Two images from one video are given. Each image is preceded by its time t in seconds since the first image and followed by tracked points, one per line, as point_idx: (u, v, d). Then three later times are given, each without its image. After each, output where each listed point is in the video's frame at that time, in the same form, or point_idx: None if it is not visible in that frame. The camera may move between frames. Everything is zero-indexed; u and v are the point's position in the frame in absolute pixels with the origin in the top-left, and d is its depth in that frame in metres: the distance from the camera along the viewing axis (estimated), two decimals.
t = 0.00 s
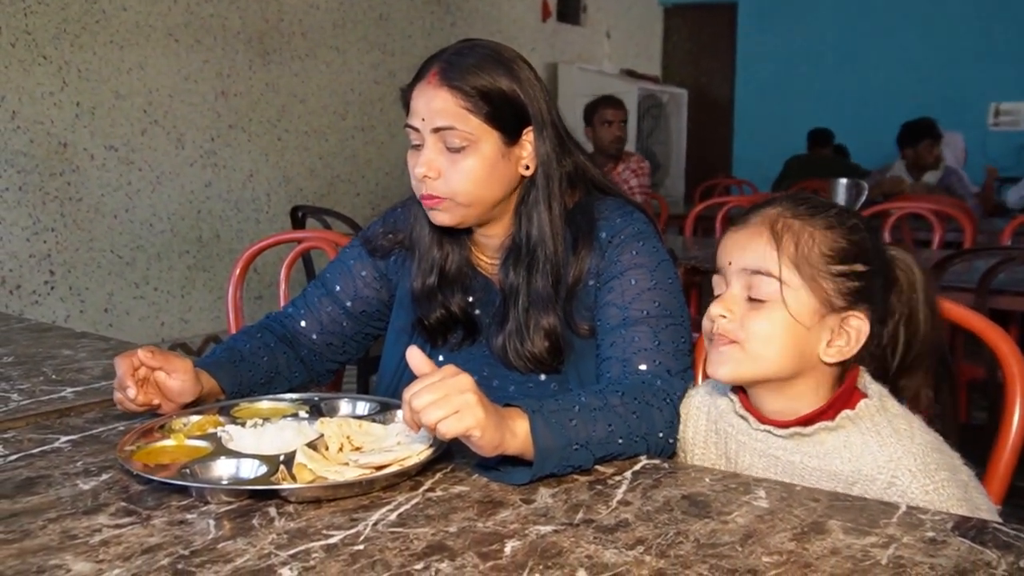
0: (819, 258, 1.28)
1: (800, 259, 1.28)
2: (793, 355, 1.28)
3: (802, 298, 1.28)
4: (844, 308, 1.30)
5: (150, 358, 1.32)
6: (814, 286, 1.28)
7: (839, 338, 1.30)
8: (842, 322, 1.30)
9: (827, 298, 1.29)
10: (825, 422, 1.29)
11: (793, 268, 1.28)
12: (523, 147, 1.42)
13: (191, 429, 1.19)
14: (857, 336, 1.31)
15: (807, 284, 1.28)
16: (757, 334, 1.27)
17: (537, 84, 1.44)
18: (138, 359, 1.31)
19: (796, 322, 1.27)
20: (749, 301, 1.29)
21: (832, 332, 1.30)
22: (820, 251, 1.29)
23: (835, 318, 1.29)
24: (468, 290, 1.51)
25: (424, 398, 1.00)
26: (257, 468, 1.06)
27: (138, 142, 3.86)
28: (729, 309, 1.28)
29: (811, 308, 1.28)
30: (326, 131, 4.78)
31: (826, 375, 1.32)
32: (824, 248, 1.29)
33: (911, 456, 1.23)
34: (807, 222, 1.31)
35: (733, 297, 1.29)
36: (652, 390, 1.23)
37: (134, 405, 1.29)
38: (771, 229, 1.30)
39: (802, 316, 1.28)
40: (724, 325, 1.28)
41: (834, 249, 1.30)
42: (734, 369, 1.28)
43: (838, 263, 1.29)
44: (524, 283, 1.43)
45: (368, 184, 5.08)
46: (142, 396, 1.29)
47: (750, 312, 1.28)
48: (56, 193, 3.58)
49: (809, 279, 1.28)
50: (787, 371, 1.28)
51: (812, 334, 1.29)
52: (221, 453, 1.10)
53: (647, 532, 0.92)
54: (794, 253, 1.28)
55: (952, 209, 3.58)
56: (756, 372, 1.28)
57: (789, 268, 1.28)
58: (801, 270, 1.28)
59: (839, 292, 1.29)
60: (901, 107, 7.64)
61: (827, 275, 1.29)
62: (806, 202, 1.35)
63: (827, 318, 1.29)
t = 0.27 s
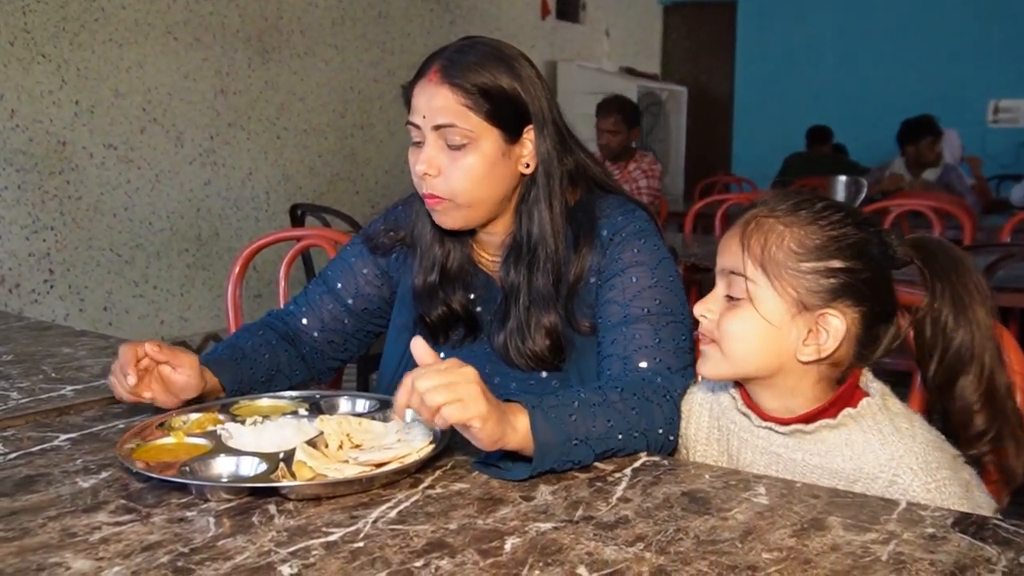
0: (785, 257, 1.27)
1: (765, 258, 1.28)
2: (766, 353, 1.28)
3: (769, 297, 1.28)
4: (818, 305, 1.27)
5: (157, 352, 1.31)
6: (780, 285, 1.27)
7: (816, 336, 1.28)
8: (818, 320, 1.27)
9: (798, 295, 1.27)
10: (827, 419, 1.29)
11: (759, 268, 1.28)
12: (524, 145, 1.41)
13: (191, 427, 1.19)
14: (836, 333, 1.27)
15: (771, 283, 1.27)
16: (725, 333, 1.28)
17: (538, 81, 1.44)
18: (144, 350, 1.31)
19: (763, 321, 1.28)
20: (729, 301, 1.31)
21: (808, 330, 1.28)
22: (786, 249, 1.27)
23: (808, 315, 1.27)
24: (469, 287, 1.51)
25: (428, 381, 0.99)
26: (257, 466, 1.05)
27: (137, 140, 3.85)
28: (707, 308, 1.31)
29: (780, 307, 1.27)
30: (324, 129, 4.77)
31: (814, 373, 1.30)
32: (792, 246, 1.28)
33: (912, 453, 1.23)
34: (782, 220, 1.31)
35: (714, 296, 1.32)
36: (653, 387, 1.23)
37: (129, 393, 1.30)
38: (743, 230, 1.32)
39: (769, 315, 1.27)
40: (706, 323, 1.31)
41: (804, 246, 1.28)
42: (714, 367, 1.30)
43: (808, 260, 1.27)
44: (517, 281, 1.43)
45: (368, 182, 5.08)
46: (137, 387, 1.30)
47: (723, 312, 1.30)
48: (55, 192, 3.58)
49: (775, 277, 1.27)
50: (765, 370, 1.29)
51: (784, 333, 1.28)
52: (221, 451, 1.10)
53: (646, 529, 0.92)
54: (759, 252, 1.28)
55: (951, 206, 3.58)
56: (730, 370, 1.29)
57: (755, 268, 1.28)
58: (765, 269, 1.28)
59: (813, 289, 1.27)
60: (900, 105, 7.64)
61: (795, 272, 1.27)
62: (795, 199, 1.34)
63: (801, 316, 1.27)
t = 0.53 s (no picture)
0: (779, 255, 1.26)
1: (759, 257, 1.27)
2: (762, 353, 1.26)
3: (764, 297, 1.26)
4: (813, 304, 1.26)
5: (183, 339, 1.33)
6: (775, 283, 1.26)
7: (810, 336, 1.27)
8: (812, 320, 1.27)
9: (792, 294, 1.26)
10: (823, 418, 1.28)
11: (753, 266, 1.27)
12: (522, 144, 1.41)
13: (189, 424, 1.19)
14: (829, 333, 1.26)
15: (766, 281, 1.26)
16: (720, 332, 1.27)
17: (537, 79, 1.44)
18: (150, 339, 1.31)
19: (758, 320, 1.26)
20: (722, 299, 1.30)
21: (802, 329, 1.27)
22: (781, 247, 1.26)
23: (802, 315, 1.26)
24: (467, 284, 1.51)
25: (393, 368, 0.96)
26: (255, 463, 1.05)
27: (135, 138, 3.85)
28: (700, 307, 1.30)
29: (774, 306, 1.26)
30: (322, 127, 4.77)
31: (807, 372, 1.29)
32: (786, 244, 1.27)
33: (908, 452, 1.24)
34: (776, 218, 1.30)
35: (707, 295, 1.31)
36: (650, 384, 1.23)
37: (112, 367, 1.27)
38: (736, 229, 1.31)
39: (763, 314, 1.26)
40: (700, 321, 1.29)
41: (798, 245, 1.26)
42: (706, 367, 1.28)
43: (803, 259, 1.26)
44: (514, 279, 1.44)
45: (366, 180, 5.08)
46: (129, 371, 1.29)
47: (717, 311, 1.28)
48: (52, 190, 3.57)
49: (770, 276, 1.26)
50: (760, 370, 1.28)
51: (779, 332, 1.27)
52: (219, 448, 1.10)
53: (644, 526, 0.92)
54: (753, 250, 1.28)
55: (949, 204, 3.58)
56: (724, 369, 1.27)
57: (749, 267, 1.27)
58: (759, 268, 1.27)
59: (807, 287, 1.26)
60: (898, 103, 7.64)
61: (789, 271, 1.26)
62: (790, 196, 1.33)
63: (795, 316, 1.26)
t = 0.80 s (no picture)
0: (774, 257, 1.26)
1: (754, 259, 1.27)
2: (756, 355, 1.27)
3: (758, 299, 1.27)
4: (806, 306, 1.25)
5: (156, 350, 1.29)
6: (768, 286, 1.26)
7: (805, 337, 1.26)
8: (807, 322, 1.26)
9: (786, 297, 1.26)
10: (823, 416, 1.28)
11: (747, 268, 1.27)
12: (522, 143, 1.41)
13: (187, 422, 1.19)
14: (824, 335, 1.26)
15: (759, 284, 1.26)
16: (714, 333, 1.28)
17: (537, 78, 1.43)
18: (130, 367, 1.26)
19: (752, 322, 1.27)
20: (719, 299, 1.30)
21: (797, 331, 1.27)
22: (775, 249, 1.26)
23: (797, 317, 1.26)
24: (466, 281, 1.51)
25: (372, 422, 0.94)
26: (253, 461, 1.05)
27: (133, 137, 3.85)
28: (698, 306, 1.31)
29: (767, 307, 1.26)
30: (321, 126, 4.77)
31: (804, 372, 1.29)
32: (781, 246, 1.26)
33: (908, 449, 1.23)
34: (772, 218, 1.29)
35: (704, 294, 1.32)
36: (650, 380, 1.23)
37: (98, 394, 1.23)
38: (732, 229, 1.31)
39: (758, 316, 1.27)
40: (697, 320, 1.31)
41: (793, 246, 1.26)
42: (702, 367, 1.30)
43: (797, 261, 1.25)
44: (511, 278, 1.44)
45: (364, 178, 5.07)
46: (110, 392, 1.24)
47: (713, 312, 1.29)
48: (51, 188, 3.57)
49: (763, 278, 1.26)
50: (755, 370, 1.28)
51: (773, 334, 1.27)
52: (217, 446, 1.10)
53: (643, 523, 0.92)
54: (748, 252, 1.27)
55: (947, 202, 3.58)
56: (718, 369, 1.28)
57: (743, 269, 1.28)
58: (754, 270, 1.27)
59: (801, 290, 1.25)
60: (897, 101, 7.63)
61: (783, 273, 1.26)
62: (789, 195, 1.32)
63: (789, 318, 1.26)
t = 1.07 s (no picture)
0: (768, 260, 1.25)
1: (749, 261, 1.26)
2: (751, 357, 1.27)
3: (753, 301, 1.26)
4: (801, 308, 1.24)
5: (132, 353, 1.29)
6: (763, 289, 1.25)
7: (801, 340, 1.26)
8: (803, 324, 1.25)
9: (780, 299, 1.25)
10: (821, 414, 1.28)
11: (742, 270, 1.26)
12: (520, 139, 1.41)
13: (185, 420, 1.19)
14: (820, 338, 1.25)
15: (754, 287, 1.26)
16: (710, 335, 1.27)
17: (535, 75, 1.43)
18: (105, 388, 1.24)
19: (747, 324, 1.26)
20: (716, 300, 1.30)
21: (793, 333, 1.26)
22: (770, 252, 1.25)
23: (792, 319, 1.25)
24: (464, 279, 1.51)
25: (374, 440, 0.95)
26: (251, 458, 1.05)
27: (131, 134, 3.84)
28: (695, 306, 1.31)
29: (762, 310, 1.26)
30: (320, 123, 4.76)
31: (801, 373, 1.28)
32: (776, 249, 1.25)
33: (906, 447, 1.23)
34: (768, 219, 1.28)
35: (701, 294, 1.31)
36: (648, 377, 1.23)
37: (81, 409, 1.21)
38: (728, 229, 1.30)
39: (752, 318, 1.26)
40: (694, 320, 1.30)
41: (788, 249, 1.25)
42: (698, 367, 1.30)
43: (792, 263, 1.24)
44: (509, 276, 1.44)
45: (362, 175, 5.07)
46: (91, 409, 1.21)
47: (709, 313, 1.29)
48: (49, 185, 3.56)
49: (758, 280, 1.25)
50: (751, 370, 1.28)
51: (768, 336, 1.26)
52: (215, 443, 1.10)
53: (641, 521, 0.91)
54: (742, 254, 1.27)
55: (945, 199, 3.58)
56: (714, 369, 1.28)
57: (738, 270, 1.27)
58: (749, 273, 1.26)
59: (796, 292, 1.24)
60: (895, 98, 7.64)
61: (778, 276, 1.25)
62: (786, 194, 1.30)
63: (784, 320, 1.25)
